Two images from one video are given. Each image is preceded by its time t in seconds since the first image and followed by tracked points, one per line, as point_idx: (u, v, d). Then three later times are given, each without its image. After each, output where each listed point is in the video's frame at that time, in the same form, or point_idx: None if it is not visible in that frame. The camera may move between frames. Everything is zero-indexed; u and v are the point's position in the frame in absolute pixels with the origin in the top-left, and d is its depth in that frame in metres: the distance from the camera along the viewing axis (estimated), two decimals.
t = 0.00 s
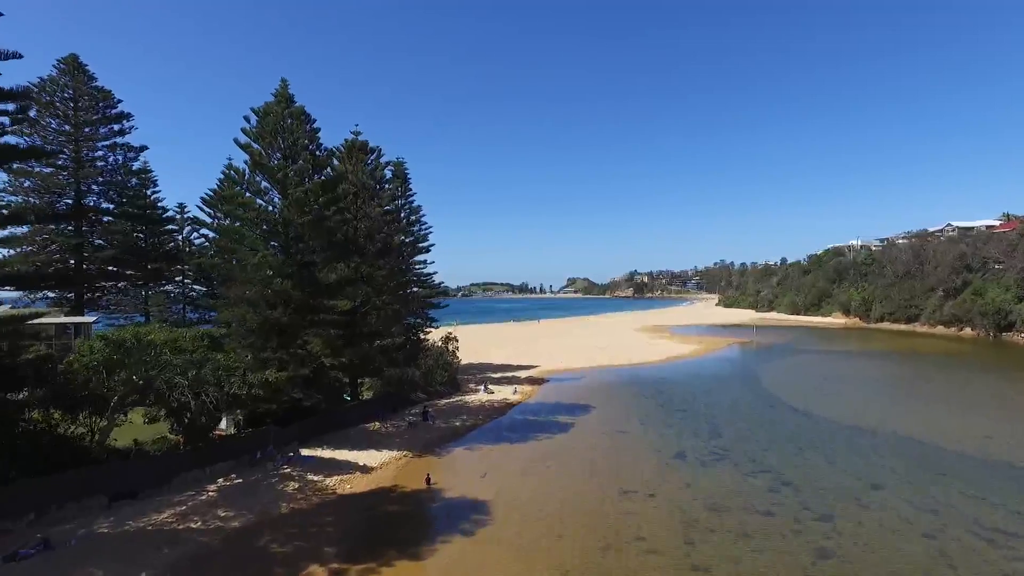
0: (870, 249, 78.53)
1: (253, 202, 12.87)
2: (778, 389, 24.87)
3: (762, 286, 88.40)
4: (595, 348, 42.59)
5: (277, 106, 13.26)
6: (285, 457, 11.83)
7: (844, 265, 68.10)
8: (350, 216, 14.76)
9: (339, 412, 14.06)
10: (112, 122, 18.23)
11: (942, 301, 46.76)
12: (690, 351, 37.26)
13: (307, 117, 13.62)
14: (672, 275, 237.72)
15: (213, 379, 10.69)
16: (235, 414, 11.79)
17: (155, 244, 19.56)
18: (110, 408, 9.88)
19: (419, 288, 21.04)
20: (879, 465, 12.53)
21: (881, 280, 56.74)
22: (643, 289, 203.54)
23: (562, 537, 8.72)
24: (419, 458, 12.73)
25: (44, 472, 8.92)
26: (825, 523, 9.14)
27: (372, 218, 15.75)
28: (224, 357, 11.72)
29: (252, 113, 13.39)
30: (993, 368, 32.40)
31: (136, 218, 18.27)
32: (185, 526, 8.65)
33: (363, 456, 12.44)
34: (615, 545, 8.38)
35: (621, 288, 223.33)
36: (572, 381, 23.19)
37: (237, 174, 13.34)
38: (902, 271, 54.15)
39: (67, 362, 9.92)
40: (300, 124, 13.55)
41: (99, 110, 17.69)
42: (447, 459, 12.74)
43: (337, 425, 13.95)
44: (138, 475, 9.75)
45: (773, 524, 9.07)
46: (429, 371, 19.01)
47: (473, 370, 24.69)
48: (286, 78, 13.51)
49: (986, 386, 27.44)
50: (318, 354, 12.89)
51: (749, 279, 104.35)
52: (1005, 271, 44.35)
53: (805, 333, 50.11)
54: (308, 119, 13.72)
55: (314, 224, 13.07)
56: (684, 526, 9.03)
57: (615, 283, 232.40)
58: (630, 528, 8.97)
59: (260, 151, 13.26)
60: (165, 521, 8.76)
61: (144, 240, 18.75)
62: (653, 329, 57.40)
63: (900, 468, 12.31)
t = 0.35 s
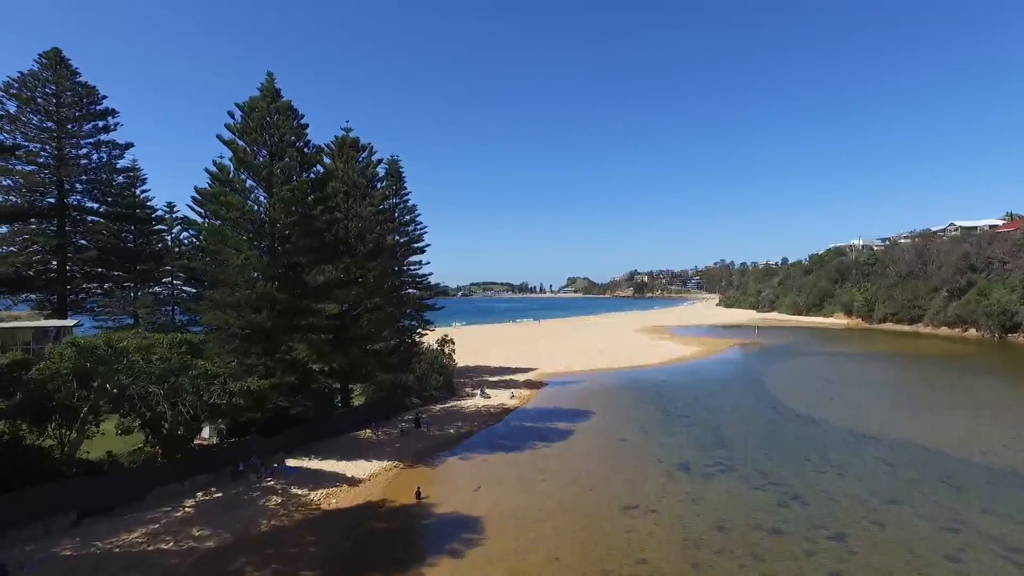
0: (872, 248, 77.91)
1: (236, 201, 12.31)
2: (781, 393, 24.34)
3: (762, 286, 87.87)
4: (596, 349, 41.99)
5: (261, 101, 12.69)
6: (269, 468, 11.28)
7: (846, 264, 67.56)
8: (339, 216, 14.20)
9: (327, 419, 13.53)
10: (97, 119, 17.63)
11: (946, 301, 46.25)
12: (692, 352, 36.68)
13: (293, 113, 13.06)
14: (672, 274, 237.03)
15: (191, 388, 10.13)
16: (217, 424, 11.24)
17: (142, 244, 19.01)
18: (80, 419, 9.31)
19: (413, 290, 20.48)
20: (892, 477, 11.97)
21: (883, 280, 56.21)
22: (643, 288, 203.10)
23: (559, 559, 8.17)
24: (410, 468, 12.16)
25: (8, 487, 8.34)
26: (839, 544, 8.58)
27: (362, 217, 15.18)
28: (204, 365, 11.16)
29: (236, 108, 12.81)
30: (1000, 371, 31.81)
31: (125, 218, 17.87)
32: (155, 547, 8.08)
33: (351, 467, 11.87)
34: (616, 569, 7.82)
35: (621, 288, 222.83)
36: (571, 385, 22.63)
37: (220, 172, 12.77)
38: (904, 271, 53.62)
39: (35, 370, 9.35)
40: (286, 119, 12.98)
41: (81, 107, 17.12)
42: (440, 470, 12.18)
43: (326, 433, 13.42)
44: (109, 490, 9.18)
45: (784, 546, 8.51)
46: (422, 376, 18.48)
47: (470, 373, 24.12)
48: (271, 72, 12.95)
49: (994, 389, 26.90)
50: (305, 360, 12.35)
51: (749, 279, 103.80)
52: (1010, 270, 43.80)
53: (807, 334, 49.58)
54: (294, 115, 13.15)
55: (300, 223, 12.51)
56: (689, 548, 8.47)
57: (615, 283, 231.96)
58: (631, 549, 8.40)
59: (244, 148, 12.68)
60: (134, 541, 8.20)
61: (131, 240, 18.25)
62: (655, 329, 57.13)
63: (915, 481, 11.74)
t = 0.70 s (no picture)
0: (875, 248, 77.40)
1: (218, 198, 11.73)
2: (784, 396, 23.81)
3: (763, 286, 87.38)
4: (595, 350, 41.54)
5: (245, 94, 12.11)
6: (251, 479, 10.70)
7: (847, 264, 67.08)
8: (327, 215, 13.64)
9: (316, 427, 13.05)
10: (79, 116, 17.06)
11: (950, 302, 45.78)
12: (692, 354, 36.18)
13: (278, 106, 12.47)
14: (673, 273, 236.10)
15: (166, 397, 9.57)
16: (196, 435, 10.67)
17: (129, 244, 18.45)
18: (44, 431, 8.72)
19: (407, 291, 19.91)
20: (905, 489, 11.44)
21: (886, 281, 55.72)
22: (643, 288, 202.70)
23: None
24: (401, 480, 11.60)
25: None
26: (855, 566, 8.03)
27: (352, 216, 14.63)
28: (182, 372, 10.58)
29: (218, 101, 12.20)
30: (1006, 373, 31.31)
31: (111, 218, 17.31)
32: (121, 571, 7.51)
33: (338, 479, 11.30)
34: None
35: (621, 288, 222.37)
36: (569, 389, 22.07)
37: (201, 169, 12.17)
38: (907, 271, 53.15)
39: None
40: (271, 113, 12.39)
41: (62, 102, 16.54)
42: (432, 482, 11.62)
43: (313, 442, 12.87)
44: (76, 507, 8.60)
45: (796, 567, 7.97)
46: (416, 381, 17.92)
47: (466, 376, 23.57)
48: (256, 64, 12.37)
49: (1001, 393, 26.39)
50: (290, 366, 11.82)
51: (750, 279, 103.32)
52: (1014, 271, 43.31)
53: (809, 335, 49.06)
54: (280, 109, 12.56)
55: (285, 223, 11.95)
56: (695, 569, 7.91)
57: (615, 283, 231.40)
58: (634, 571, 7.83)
59: (226, 143, 12.07)
60: (99, 564, 7.62)
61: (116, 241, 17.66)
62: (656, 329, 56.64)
63: (930, 495, 11.18)
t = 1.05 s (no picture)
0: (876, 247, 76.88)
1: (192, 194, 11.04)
2: (787, 400, 23.25)
3: (764, 286, 86.81)
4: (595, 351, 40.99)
5: (225, 85, 11.48)
6: (228, 493, 10.09)
7: (849, 264, 66.56)
8: (313, 214, 13.07)
9: (300, 435, 12.47)
10: (61, 110, 16.48)
11: (954, 302, 45.26)
12: (693, 355, 35.62)
13: (261, 99, 11.87)
14: (673, 273, 235.65)
15: (137, 408, 8.99)
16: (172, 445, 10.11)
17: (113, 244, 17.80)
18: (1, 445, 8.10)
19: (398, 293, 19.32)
20: (919, 503, 10.90)
21: (888, 281, 55.20)
22: (642, 288, 202.41)
23: None
24: (389, 493, 11.01)
25: None
26: None
27: (339, 214, 14.04)
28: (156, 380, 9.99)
29: (197, 93, 11.56)
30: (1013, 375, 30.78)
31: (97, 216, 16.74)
32: None
33: (322, 492, 10.71)
34: None
35: (621, 288, 221.76)
36: (567, 392, 21.49)
37: (179, 165, 11.54)
38: (910, 271, 52.63)
39: None
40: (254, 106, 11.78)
41: (41, 96, 15.96)
42: (421, 495, 11.03)
43: (298, 451, 12.33)
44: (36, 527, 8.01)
45: None
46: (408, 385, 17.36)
47: (462, 379, 22.99)
48: (238, 54, 11.78)
49: (1008, 396, 25.86)
50: (272, 371, 11.23)
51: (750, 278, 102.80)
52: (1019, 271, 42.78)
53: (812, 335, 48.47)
54: (263, 101, 11.96)
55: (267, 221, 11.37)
56: None
57: (615, 283, 231.05)
58: None
59: (206, 137, 11.45)
60: None
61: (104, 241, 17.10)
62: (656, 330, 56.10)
63: (947, 510, 10.59)
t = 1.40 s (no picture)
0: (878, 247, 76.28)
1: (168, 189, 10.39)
2: (790, 404, 22.67)
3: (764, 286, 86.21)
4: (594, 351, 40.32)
5: (202, 74, 10.86)
6: (204, 507, 9.49)
7: (850, 264, 65.98)
8: (297, 211, 12.45)
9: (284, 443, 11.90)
10: (40, 104, 15.86)
11: (958, 302, 44.68)
12: (694, 356, 35.04)
13: (241, 89, 11.25)
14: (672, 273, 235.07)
15: (102, 418, 8.38)
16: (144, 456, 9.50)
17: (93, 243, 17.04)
18: None
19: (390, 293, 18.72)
20: (935, 518, 10.33)
21: (891, 281, 54.64)
22: (642, 288, 201.91)
23: None
24: (376, 506, 10.40)
25: None
26: None
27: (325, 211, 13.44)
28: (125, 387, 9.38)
29: (174, 83, 10.89)
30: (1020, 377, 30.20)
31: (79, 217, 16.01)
32: None
33: (304, 506, 10.10)
34: None
35: (620, 287, 221.17)
36: (566, 396, 20.88)
37: (153, 158, 10.88)
38: (912, 271, 52.08)
39: None
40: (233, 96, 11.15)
41: (18, 89, 15.35)
42: (409, 508, 10.43)
43: (281, 460, 11.74)
44: None
45: None
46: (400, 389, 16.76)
47: (458, 382, 22.38)
48: (216, 42, 11.17)
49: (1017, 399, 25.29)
50: (250, 377, 10.65)
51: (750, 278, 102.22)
52: None
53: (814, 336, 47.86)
54: (243, 92, 11.35)
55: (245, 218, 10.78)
56: None
57: (615, 283, 230.44)
58: None
59: (182, 129, 10.78)
60: None
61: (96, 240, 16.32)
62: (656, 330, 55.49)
63: (969, 528, 10.00)
